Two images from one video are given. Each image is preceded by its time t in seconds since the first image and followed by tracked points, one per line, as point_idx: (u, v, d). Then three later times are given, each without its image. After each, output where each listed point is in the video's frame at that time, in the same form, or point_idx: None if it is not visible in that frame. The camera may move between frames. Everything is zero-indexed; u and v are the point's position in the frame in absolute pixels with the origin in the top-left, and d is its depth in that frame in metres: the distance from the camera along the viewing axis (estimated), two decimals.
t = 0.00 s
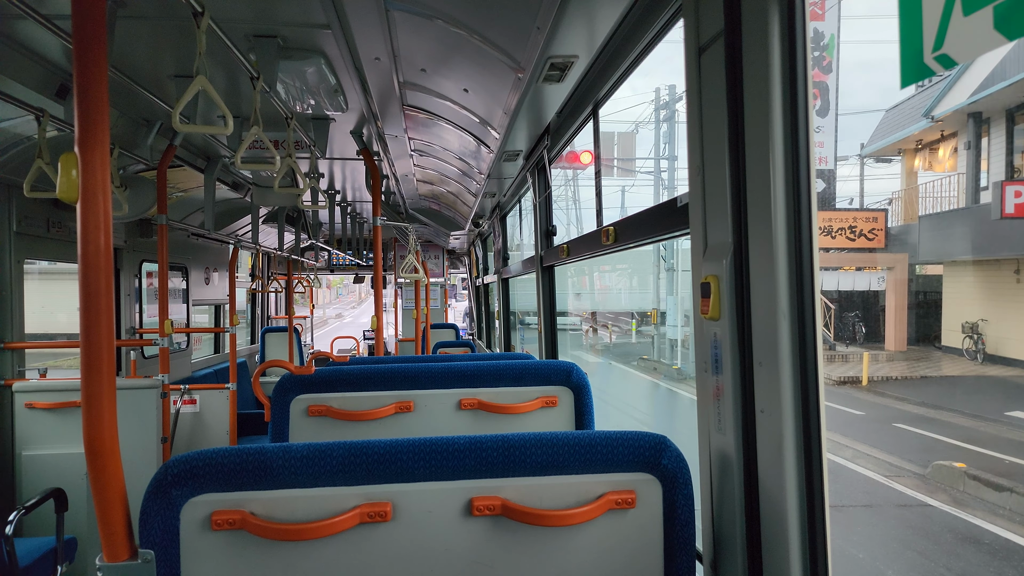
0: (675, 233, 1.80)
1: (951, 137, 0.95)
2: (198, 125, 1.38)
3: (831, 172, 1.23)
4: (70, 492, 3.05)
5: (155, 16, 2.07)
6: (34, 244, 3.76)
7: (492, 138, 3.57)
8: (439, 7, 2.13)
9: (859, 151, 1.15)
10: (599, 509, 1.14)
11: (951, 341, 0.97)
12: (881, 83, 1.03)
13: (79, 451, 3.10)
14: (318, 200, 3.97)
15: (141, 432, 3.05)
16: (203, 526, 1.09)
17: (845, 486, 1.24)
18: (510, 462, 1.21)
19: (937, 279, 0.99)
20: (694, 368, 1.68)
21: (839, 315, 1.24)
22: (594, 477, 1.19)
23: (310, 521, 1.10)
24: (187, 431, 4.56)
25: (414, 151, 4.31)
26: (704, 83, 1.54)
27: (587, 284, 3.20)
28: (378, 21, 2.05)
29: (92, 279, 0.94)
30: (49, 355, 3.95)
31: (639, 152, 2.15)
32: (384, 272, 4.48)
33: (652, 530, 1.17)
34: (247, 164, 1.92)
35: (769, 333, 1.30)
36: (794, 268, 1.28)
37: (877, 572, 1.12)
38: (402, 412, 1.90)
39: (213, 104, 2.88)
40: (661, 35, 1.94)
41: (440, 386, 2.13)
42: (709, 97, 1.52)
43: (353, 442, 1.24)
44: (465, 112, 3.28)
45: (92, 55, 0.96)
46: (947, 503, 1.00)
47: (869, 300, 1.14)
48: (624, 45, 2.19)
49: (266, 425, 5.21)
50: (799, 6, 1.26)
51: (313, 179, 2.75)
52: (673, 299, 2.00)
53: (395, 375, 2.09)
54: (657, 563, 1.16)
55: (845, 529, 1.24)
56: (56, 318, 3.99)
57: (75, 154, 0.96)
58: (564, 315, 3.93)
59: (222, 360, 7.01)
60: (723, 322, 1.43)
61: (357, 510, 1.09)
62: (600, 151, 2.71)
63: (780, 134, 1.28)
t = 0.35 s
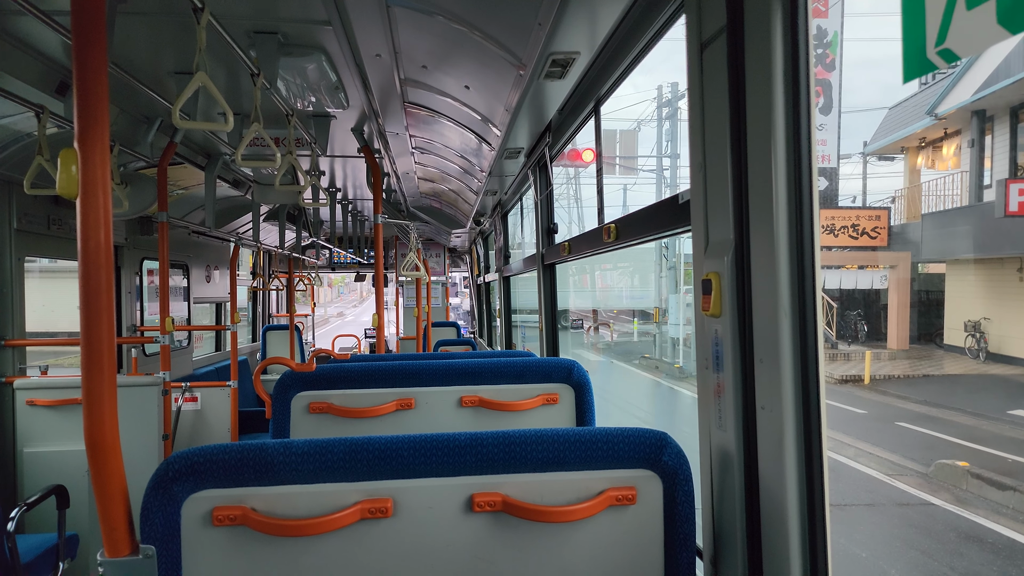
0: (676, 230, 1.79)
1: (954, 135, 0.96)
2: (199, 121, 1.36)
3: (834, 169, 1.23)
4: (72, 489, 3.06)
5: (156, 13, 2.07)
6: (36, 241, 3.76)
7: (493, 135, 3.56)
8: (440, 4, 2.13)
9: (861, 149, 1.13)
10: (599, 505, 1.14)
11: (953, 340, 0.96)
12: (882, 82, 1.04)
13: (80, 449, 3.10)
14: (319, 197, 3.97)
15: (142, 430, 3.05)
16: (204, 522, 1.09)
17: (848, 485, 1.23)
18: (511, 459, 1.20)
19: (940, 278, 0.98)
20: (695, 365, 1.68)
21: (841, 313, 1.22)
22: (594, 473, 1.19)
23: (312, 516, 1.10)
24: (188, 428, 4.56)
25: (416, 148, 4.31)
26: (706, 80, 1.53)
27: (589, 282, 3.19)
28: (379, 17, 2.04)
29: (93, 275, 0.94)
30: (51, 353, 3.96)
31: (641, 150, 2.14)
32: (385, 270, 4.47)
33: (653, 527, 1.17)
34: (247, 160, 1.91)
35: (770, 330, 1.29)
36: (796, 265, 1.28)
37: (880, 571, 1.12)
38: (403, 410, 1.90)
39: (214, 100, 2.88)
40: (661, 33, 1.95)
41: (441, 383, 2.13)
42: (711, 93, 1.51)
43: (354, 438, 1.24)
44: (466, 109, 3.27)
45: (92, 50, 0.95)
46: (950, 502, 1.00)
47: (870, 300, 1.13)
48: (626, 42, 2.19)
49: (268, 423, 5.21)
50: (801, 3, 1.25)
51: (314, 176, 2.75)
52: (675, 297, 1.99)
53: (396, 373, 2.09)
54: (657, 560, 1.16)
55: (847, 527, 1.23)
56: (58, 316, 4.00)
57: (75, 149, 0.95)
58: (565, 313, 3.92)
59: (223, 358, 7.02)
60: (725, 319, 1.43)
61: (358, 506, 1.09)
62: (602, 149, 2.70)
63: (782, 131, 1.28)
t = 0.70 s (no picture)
0: (676, 225, 1.79)
1: (954, 131, 0.95)
2: (197, 116, 1.35)
3: (834, 166, 1.22)
4: (73, 485, 3.06)
5: (154, 8, 2.07)
6: (36, 238, 3.76)
7: (494, 131, 3.56)
8: None
9: (862, 146, 1.14)
10: (599, 499, 1.14)
11: (953, 336, 0.97)
12: (883, 79, 1.04)
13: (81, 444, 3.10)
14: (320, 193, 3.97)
15: (143, 426, 3.05)
16: (204, 516, 1.09)
17: (847, 480, 1.24)
18: (510, 453, 1.21)
19: (940, 274, 0.99)
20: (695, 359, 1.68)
21: (841, 310, 1.21)
22: (594, 468, 1.19)
23: (312, 511, 1.10)
24: (189, 424, 4.57)
25: (416, 144, 4.31)
26: (705, 74, 1.53)
27: (590, 278, 3.19)
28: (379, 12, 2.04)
29: (92, 270, 0.94)
30: (51, 349, 3.96)
31: (643, 147, 2.14)
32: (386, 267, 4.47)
33: (652, 521, 1.17)
34: (247, 156, 1.90)
35: (768, 325, 1.30)
36: (793, 260, 1.29)
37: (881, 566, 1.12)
38: (404, 405, 1.90)
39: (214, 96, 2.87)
40: (660, 29, 1.95)
41: (441, 378, 2.13)
42: (710, 88, 1.51)
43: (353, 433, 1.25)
44: (466, 105, 3.26)
45: (90, 46, 0.95)
46: (950, 498, 1.00)
47: (872, 295, 1.13)
48: (626, 37, 2.18)
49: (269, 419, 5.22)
50: None
51: (315, 172, 2.74)
52: (675, 293, 1.99)
53: (396, 368, 2.09)
54: (656, 554, 1.16)
55: (847, 522, 1.24)
56: (58, 312, 4.00)
57: (73, 145, 0.95)
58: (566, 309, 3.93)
59: (224, 355, 7.02)
60: (723, 314, 1.43)
61: (358, 500, 1.09)
62: (603, 145, 2.70)
63: (780, 127, 1.28)
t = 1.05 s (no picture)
0: (680, 223, 1.79)
1: (959, 132, 0.94)
2: (203, 112, 1.35)
3: (839, 166, 1.23)
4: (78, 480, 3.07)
5: (160, 3, 2.07)
6: (41, 233, 3.77)
7: (498, 128, 3.56)
8: None
9: (867, 146, 1.14)
10: (603, 496, 1.14)
11: (956, 337, 0.97)
12: (890, 77, 1.04)
13: (86, 439, 3.12)
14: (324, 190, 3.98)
15: (147, 421, 3.06)
16: (209, 511, 1.09)
17: (851, 482, 1.23)
18: (515, 449, 1.21)
19: (945, 275, 0.98)
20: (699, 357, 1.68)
21: (844, 310, 1.23)
22: (598, 465, 1.19)
23: (316, 506, 1.10)
24: (193, 419, 4.59)
25: (420, 141, 4.31)
26: (711, 72, 1.53)
27: (592, 276, 3.20)
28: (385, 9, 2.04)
29: (98, 266, 0.95)
30: (56, 344, 3.98)
31: (646, 145, 2.14)
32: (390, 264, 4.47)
33: (656, 518, 1.17)
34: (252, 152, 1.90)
35: (774, 323, 1.29)
36: (800, 258, 1.28)
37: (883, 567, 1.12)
38: (407, 401, 1.91)
39: (219, 92, 2.88)
40: (666, 27, 1.95)
41: (445, 375, 2.14)
42: (716, 86, 1.50)
43: (358, 429, 1.26)
44: (470, 102, 3.26)
45: (96, 42, 0.95)
46: (953, 500, 1.00)
47: (875, 296, 1.14)
48: (631, 34, 2.18)
49: (272, 415, 5.24)
50: None
51: (319, 168, 2.74)
52: (678, 292, 1.99)
53: (399, 364, 2.10)
54: (660, 552, 1.16)
55: (850, 523, 1.24)
56: (63, 307, 4.01)
57: (80, 139, 0.96)
58: (569, 308, 3.93)
59: (227, 351, 7.04)
60: (729, 312, 1.43)
61: (362, 495, 1.09)
62: (607, 143, 2.70)
63: (787, 124, 1.27)
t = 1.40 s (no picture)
0: (686, 222, 1.79)
1: (966, 131, 0.94)
2: (211, 110, 1.36)
3: (846, 165, 1.23)
4: (84, 475, 3.09)
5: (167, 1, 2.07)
6: (47, 229, 3.78)
7: (503, 126, 3.56)
8: None
9: (872, 145, 1.14)
10: (609, 495, 1.15)
11: (962, 338, 0.97)
12: (896, 75, 1.04)
13: (92, 435, 3.14)
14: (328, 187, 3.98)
15: (153, 417, 3.08)
16: (217, 507, 1.10)
17: (856, 482, 1.23)
18: (520, 447, 1.22)
19: (949, 275, 0.98)
20: (704, 358, 1.68)
21: (848, 311, 1.24)
22: (604, 464, 1.20)
23: (323, 503, 1.11)
24: (197, 416, 4.61)
25: (425, 139, 4.31)
26: (720, 71, 1.52)
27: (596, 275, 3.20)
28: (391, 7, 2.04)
29: (110, 263, 0.96)
30: (62, 340, 3.99)
31: (651, 144, 2.14)
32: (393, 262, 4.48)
33: (662, 517, 1.18)
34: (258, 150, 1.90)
35: (783, 322, 1.29)
36: (810, 258, 1.28)
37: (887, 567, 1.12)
38: (412, 399, 1.92)
39: (225, 89, 2.88)
40: (673, 26, 1.94)
41: (450, 373, 2.14)
42: (725, 85, 1.50)
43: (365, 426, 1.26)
44: (475, 100, 3.26)
45: (108, 39, 0.96)
46: (957, 501, 1.00)
47: (881, 296, 1.14)
48: (638, 32, 2.17)
49: (275, 411, 5.26)
50: None
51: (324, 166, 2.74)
52: (682, 291, 1.99)
53: (404, 362, 2.10)
54: (667, 551, 1.17)
55: (854, 524, 1.24)
56: (68, 303, 4.03)
57: (91, 137, 0.96)
58: (572, 306, 3.93)
59: (230, 347, 7.06)
60: (737, 311, 1.43)
61: (369, 492, 1.10)
62: (612, 142, 2.69)
63: (798, 124, 1.27)
